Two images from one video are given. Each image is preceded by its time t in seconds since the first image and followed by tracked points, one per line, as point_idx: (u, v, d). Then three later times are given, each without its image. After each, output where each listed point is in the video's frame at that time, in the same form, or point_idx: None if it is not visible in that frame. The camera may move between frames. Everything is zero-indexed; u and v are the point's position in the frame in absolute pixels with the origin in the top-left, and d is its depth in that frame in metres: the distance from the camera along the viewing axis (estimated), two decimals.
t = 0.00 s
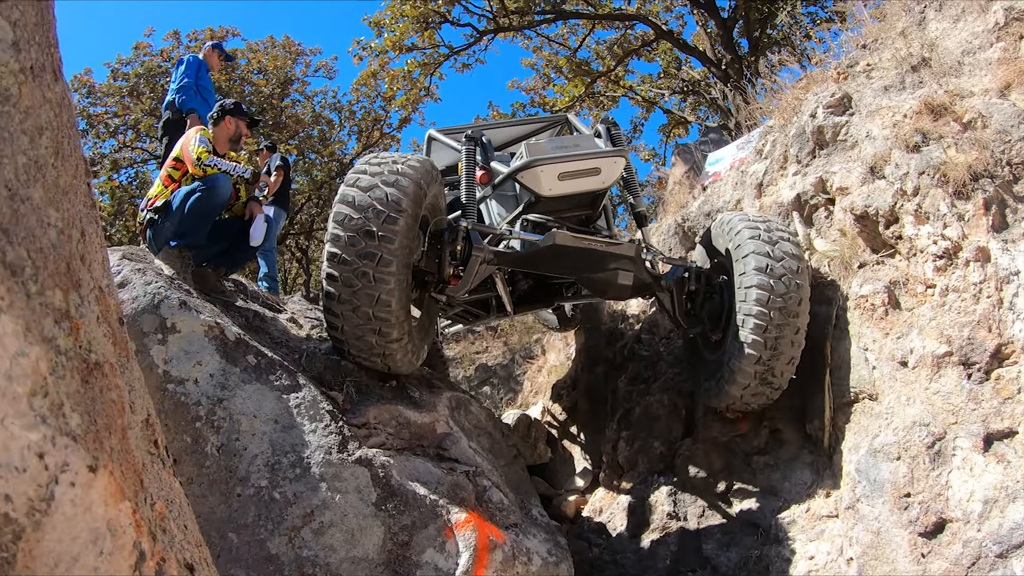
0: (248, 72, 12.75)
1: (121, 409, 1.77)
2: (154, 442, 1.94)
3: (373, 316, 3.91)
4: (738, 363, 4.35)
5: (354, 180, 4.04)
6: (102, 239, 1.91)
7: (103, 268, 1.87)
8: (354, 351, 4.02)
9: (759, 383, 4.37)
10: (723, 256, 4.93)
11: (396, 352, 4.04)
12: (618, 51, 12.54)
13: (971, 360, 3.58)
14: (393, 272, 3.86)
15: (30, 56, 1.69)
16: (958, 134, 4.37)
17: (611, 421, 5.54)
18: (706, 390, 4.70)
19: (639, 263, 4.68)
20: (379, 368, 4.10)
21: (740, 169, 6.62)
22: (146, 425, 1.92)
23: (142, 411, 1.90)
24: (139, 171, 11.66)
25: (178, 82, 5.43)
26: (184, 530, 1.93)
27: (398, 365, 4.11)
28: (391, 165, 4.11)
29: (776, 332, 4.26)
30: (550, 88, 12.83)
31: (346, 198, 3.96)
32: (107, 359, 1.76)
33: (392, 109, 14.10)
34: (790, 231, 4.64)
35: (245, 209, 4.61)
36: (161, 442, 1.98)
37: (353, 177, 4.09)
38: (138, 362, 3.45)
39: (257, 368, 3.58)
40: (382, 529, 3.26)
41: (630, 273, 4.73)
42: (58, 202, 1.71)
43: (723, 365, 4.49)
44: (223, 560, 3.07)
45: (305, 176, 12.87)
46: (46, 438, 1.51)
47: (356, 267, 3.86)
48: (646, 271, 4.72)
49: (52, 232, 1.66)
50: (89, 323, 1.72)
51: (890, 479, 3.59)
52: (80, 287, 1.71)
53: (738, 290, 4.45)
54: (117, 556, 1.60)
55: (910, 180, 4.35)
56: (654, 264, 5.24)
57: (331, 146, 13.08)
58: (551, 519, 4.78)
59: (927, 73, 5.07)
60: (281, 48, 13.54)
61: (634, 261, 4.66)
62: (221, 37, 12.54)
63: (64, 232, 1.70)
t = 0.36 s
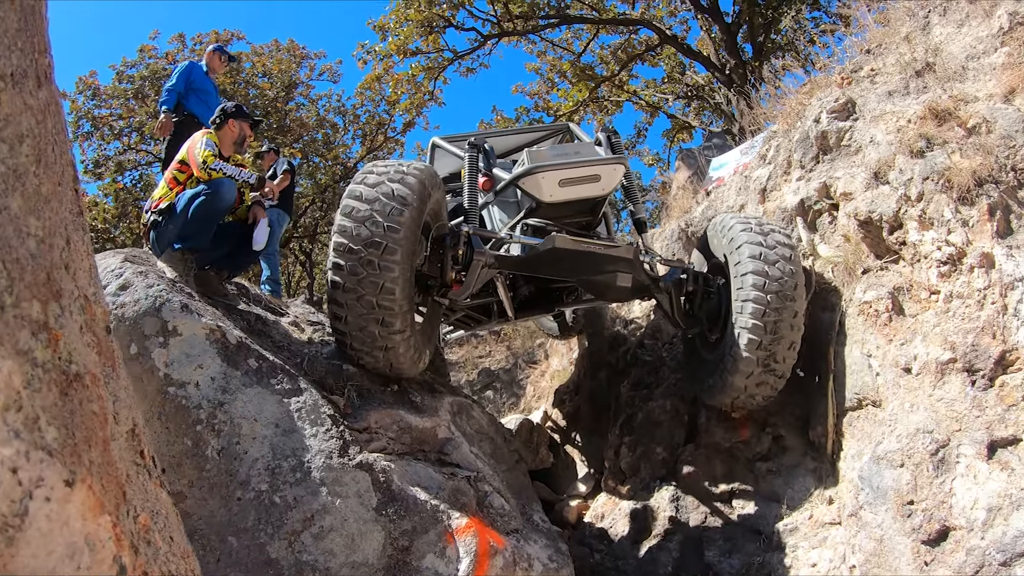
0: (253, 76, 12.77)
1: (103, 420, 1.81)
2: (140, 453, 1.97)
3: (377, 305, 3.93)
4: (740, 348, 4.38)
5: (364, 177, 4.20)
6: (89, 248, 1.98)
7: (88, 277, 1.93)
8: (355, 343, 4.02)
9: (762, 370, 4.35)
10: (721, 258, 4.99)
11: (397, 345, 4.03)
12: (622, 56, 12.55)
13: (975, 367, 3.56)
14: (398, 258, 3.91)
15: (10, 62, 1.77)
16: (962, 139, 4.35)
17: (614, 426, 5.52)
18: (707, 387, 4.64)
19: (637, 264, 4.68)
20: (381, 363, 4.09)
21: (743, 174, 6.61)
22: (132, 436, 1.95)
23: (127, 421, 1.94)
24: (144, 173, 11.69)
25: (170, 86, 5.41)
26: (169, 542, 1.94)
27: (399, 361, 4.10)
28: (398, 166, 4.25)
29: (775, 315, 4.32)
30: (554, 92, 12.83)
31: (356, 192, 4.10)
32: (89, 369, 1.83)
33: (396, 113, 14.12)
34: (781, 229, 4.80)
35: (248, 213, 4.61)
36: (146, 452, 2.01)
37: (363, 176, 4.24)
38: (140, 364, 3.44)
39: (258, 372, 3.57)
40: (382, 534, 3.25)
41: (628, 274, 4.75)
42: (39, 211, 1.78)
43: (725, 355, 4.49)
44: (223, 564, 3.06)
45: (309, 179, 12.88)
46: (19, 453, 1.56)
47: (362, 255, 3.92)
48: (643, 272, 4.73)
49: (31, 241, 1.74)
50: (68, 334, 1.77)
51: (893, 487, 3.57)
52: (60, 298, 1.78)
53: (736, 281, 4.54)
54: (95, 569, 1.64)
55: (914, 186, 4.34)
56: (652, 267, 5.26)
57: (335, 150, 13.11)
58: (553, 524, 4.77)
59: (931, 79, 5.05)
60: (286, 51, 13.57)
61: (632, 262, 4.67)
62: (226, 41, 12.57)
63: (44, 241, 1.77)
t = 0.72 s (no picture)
0: (256, 78, 12.77)
1: (71, 427, 1.78)
2: (113, 460, 1.94)
3: (377, 295, 3.93)
4: (740, 335, 4.39)
5: (368, 174, 4.27)
6: (63, 251, 1.93)
7: (62, 281, 1.89)
8: (354, 335, 4.02)
9: (762, 358, 4.36)
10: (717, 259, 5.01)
11: (396, 338, 4.02)
12: (624, 59, 12.55)
13: (978, 371, 3.54)
14: (398, 245, 3.94)
15: None
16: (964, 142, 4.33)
17: (615, 430, 5.51)
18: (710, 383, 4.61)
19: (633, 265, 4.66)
20: (380, 357, 4.08)
21: (745, 177, 6.59)
22: (104, 442, 1.92)
23: (97, 429, 1.89)
24: (146, 175, 11.69)
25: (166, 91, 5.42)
26: (142, 551, 1.91)
27: (398, 355, 4.08)
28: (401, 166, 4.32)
29: (771, 300, 4.35)
30: (556, 95, 12.82)
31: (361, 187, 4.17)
32: (57, 376, 1.78)
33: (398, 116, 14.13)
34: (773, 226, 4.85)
35: (248, 216, 4.59)
36: (118, 461, 1.96)
37: (368, 175, 4.31)
38: (139, 366, 3.43)
39: (257, 375, 3.55)
40: (380, 538, 3.23)
41: (626, 275, 4.75)
42: (6, 215, 1.74)
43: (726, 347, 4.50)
44: (220, 567, 3.08)
45: (311, 182, 12.89)
46: None
47: (363, 244, 3.95)
48: (640, 274, 4.73)
49: None
50: (34, 339, 1.73)
51: (895, 492, 3.55)
52: (26, 302, 1.73)
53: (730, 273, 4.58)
54: None
55: (916, 189, 4.31)
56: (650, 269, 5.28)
57: (338, 152, 13.13)
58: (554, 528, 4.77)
59: (933, 82, 5.03)
60: (289, 54, 13.57)
61: (630, 264, 4.66)
62: (229, 43, 12.57)
63: (10, 246, 1.73)
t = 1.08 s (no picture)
0: (257, 82, 12.77)
1: (35, 436, 1.89)
2: (84, 468, 2.01)
3: (377, 284, 3.89)
4: (738, 322, 4.41)
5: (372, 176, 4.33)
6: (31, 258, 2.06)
7: (32, 288, 2.04)
8: (354, 326, 3.96)
9: (760, 343, 4.38)
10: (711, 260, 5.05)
11: (395, 330, 3.96)
12: (624, 62, 12.56)
13: (979, 374, 3.52)
14: (400, 233, 3.97)
15: None
16: (965, 143, 4.31)
17: (615, 434, 5.49)
18: (711, 376, 4.57)
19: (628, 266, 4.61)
20: (379, 351, 4.02)
21: (745, 179, 6.58)
22: (74, 450, 2.00)
23: (65, 437, 1.98)
24: (147, 179, 11.71)
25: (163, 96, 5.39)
26: (112, 560, 1.99)
27: (397, 349, 4.01)
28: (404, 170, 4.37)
29: (764, 284, 4.43)
30: (556, 99, 12.82)
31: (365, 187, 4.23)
32: (20, 385, 1.90)
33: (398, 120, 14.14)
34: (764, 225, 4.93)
35: (246, 219, 4.54)
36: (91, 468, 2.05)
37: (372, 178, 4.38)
38: (137, 371, 3.41)
39: (255, 380, 3.52)
40: (378, 543, 3.22)
41: (621, 277, 4.72)
42: None
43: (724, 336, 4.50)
44: (218, 572, 3.08)
45: (312, 186, 12.90)
46: None
47: (365, 235, 3.98)
48: (636, 276, 4.70)
49: None
50: None
51: (897, 496, 3.53)
52: None
53: (723, 267, 4.66)
54: None
55: (917, 191, 4.30)
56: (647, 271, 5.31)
57: (339, 156, 13.13)
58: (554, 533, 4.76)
59: (933, 83, 5.02)
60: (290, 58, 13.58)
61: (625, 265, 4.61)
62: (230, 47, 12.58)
63: None
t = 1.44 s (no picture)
0: (257, 86, 12.77)
1: (9, 445, 1.87)
2: (63, 478, 2.00)
3: (379, 268, 3.93)
4: (732, 303, 4.48)
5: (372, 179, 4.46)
6: (8, 264, 2.03)
7: (9, 294, 2.01)
8: (354, 312, 3.93)
9: (755, 323, 4.45)
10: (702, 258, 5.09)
11: (396, 315, 3.94)
12: (624, 65, 12.57)
13: (980, 377, 3.50)
14: (400, 218, 4.06)
15: None
16: (965, 145, 4.29)
17: (615, 438, 5.48)
18: (711, 364, 4.60)
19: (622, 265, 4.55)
20: (379, 340, 3.97)
21: (745, 182, 6.58)
22: (53, 459, 1.99)
23: (43, 446, 1.96)
24: (147, 183, 11.71)
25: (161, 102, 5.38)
26: (92, 571, 1.97)
27: (397, 337, 3.97)
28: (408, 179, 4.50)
29: (754, 266, 4.55)
30: (556, 102, 12.82)
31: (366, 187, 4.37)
32: None
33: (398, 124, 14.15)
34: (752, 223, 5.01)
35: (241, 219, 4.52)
36: (70, 476, 2.03)
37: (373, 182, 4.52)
38: (134, 376, 3.40)
39: (253, 384, 3.50)
40: (376, 548, 3.19)
41: (617, 275, 4.69)
42: None
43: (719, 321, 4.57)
44: None
45: (312, 190, 12.92)
46: None
47: (366, 224, 4.07)
48: (631, 275, 4.67)
49: None
50: None
51: (898, 500, 3.51)
52: None
53: (712, 260, 4.78)
54: None
55: (917, 193, 4.28)
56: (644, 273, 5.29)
57: (338, 160, 13.13)
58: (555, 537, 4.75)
59: (933, 84, 5.00)
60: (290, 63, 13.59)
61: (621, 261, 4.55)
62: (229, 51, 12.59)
63: None
